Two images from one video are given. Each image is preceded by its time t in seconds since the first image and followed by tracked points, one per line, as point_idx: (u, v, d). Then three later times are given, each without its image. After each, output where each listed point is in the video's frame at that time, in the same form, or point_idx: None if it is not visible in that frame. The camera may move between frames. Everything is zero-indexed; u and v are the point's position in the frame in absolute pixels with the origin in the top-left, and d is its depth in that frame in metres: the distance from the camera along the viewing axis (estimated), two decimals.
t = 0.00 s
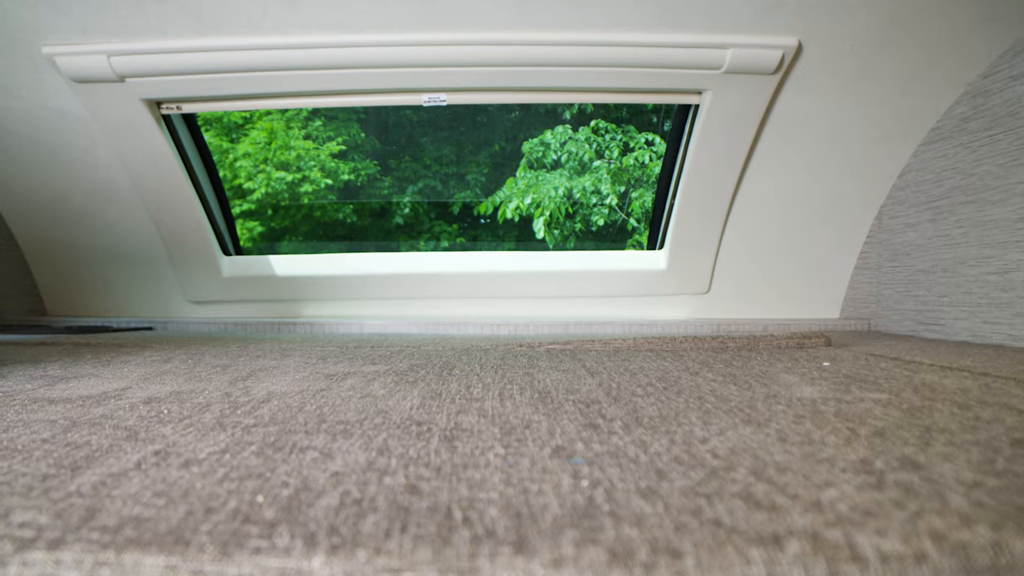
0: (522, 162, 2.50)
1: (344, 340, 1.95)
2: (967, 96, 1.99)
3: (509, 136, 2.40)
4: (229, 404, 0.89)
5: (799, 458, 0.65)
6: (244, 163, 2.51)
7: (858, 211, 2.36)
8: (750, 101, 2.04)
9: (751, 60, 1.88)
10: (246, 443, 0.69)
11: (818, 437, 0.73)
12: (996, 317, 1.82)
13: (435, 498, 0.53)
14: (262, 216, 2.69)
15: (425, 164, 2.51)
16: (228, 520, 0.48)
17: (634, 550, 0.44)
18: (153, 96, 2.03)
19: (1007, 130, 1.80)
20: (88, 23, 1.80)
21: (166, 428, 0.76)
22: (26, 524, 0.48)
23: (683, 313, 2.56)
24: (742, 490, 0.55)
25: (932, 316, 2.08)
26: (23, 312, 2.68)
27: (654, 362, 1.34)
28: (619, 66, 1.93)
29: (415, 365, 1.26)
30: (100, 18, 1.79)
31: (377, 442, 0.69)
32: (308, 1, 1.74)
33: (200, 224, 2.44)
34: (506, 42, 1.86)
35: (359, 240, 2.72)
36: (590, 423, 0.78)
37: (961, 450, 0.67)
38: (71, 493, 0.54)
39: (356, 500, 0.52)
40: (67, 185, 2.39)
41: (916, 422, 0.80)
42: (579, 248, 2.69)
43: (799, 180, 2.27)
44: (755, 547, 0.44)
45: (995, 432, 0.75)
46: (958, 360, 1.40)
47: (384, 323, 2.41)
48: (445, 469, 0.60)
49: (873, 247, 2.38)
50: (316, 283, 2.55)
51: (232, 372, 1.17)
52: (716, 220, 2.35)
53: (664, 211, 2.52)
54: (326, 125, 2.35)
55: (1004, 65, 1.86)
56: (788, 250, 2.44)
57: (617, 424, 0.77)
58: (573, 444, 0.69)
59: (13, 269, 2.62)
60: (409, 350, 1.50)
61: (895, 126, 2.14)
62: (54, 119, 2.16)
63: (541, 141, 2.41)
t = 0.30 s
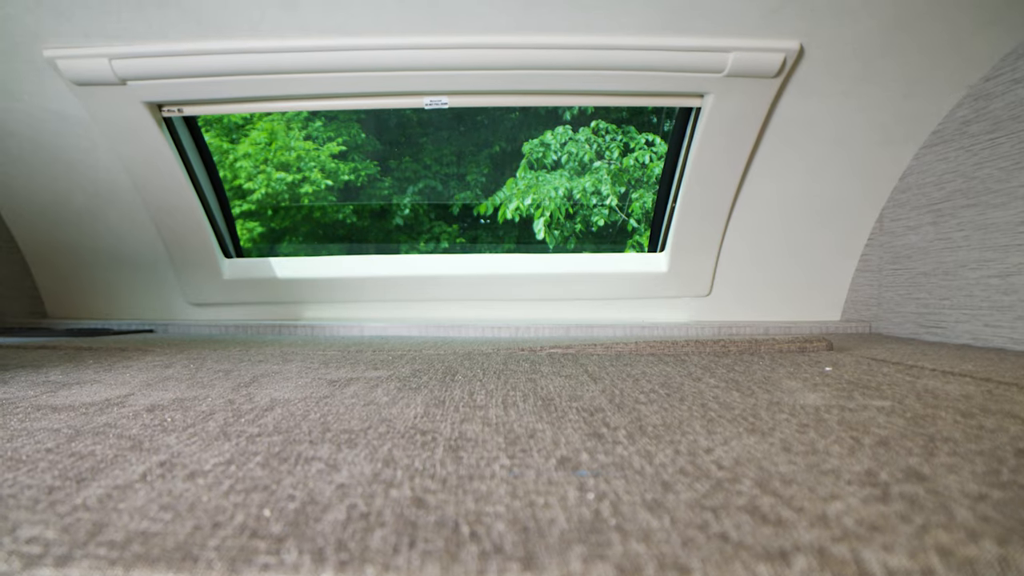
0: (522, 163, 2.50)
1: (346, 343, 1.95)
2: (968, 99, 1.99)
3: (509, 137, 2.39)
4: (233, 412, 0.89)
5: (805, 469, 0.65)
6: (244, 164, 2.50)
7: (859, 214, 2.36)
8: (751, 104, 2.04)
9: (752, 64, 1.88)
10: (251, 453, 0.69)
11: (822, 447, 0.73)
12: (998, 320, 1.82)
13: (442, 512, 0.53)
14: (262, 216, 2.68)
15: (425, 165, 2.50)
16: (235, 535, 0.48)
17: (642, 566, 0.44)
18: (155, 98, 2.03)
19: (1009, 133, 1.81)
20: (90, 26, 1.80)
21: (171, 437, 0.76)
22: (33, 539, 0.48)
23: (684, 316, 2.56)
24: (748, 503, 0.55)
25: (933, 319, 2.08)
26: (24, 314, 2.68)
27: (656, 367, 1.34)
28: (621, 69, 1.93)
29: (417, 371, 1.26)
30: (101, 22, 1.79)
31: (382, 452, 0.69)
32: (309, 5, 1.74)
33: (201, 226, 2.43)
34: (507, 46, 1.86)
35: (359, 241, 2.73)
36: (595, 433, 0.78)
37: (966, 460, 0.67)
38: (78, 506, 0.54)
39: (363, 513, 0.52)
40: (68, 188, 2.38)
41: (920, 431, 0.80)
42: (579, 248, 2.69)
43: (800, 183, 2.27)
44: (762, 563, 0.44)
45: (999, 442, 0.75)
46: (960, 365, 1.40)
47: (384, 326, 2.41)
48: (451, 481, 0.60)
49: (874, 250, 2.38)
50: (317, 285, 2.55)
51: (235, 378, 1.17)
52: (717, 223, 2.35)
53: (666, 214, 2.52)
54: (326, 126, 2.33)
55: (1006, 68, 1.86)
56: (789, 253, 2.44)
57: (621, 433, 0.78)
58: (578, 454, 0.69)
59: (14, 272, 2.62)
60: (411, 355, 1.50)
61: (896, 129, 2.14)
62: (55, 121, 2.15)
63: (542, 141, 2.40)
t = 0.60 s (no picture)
0: (522, 164, 2.49)
1: (348, 346, 1.95)
2: (970, 101, 1.99)
3: (510, 137, 2.38)
4: (236, 420, 0.89)
5: (810, 481, 0.65)
6: (244, 164, 2.49)
7: (861, 216, 2.36)
8: (753, 106, 2.03)
9: (754, 68, 1.88)
10: (256, 464, 0.69)
11: (827, 457, 0.73)
12: (999, 324, 1.82)
13: (448, 525, 0.53)
14: (262, 217, 2.68)
15: (425, 165, 2.50)
16: (242, 551, 0.48)
17: None
18: (156, 101, 2.03)
19: (1011, 136, 1.81)
20: (91, 29, 1.80)
21: (175, 446, 0.76)
22: (40, 554, 0.48)
23: (685, 318, 2.56)
24: (753, 516, 0.55)
25: (934, 322, 2.09)
26: (25, 317, 2.68)
27: (658, 372, 1.34)
28: (621, 73, 1.93)
29: (420, 376, 1.25)
30: (103, 25, 1.78)
31: (387, 463, 0.69)
32: (311, 8, 1.73)
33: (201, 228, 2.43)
34: (508, 48, 1.86)
35: (360, 241, 2.74)
36: (599, 442, 0.78)
37: (970, 471, 0.67)
38: (85, 520, 0.54)
39: (370, 527, 0.52)
40: (68, 190, 2.38)
41: (924, 440, 0.80)
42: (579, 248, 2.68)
43: (802, 185, 2.27)
44: None
45: (1003, 451, 0.75)
46: (962, 369, 1.40)
47: (386, 328, 2.41)
48: (456, 493, 0.60)
49: (875, 252, 2.38)
50: (317, 288, 2.55)
51: (238, 384, 1.17)
52: (719, 225, 2.35)
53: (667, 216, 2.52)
54: (326, 127, 2.32)
55: (1007, 72, 1.86)
56: (791, 255, 2.44)
57: (626, 442, 0.78)
58: (583, 465, 0.69)
59: (14, 274, 2.62)
60: (412, 360, 1.50)
61: (898, 131, 2.13)
62: (55, 124, 2.15)
63: (542, 142, 2.39)
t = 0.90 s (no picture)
0: (522, 164, 2.49)
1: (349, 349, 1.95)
2: (971, 104, 1.99)
3: (510, 137, 2.38)
4: (240, 428, 0.89)
5: (815, 492, 0.65)
6: (245, 165, 2.49)
7: (862, 218, 2.36)
8: (754, 110, 2.03)
9: (756, 71, 1.88)
10: (261, 474, 0.69)
11: (831, 466, 0.73)
12: (1000, 327, 1.83)
13: (455, 539, 0.53)
14: (262, 217, 2.67)
15: (425, 166, 2.49)
16: (249, 566, 0.48)
17: None
18: (157, 104, 2.02)
19: (1012, 140, 1.80)
20: (92, 32, 1.80)
21: (179, 456, 0.76)
22: (47, 570, 0.48)
23: (686, 320, 2.56)
24: (759, 529, 0.55)
25: (936, 325, 2.09)
26: (25, 319, 2.68)
27: (661, 377, 1.34)
28: (622, 76, 1.93)
29: (422, 381, 1.25)
30: (103, 28, 1.78)
31: (392, 473, 0.69)
32: (312, 12, 1.73)
33: (202, 230, 2.43)
34: (510, 51, 1.86)
35: (360, 241, 2.73)
36: (603, 451, 0.78)
37: (975, 482, 0.67)
38: (91, 534, 0.54)
39: (377, 541, 0.52)
40: (69, 192, 2.38)
41: (928, 449, 0.80)
42: (579, 249, 2.67)
43: (803, 187, 2.27)
44: None
45: (1007, 460, 0.75)
46: (963, 374, 1.40)
47: (386, 331, 2.41)
48: (462, 505, 0.60)
49: (877, 254, 2.38)
50: (318, 290, 2.55)
51: (240, 390, 1.17)
52: (720, 227, 2.35)
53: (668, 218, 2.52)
54: (326, 127, 2.32)
55: (1009, 75, 1.85)
56: (793, 257, 2.44)
57: (630, 452, 0.78)
58: (588, 475, 0.69)
59: (15, 277, 2.62)
60: (415, 364, 1.50)
61: (900, 134, 2.13)
62: (57, 127, 2.15)
63: (542, 143, 2.39)
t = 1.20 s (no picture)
0: (522, 165, 2.48)
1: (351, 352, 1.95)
2: (973, 108, 1.99)
3: (510, 137, 2.37)
4: (244, 436, 0.89)
5: (820, 503, 0.65)
6: (245, 166, 2.48)
7: (863, 221, 2.36)
8: (755, 113, 2.03)
9: (757, 74, 1.88)
10: (266, 485, 0.69)
11: (835, 476, 0.73)
12: (1002, 330, 1.83)
13: (461, 553, 0.53)
14: (262, 218, 2.67)
15: (425, 166, 2.49)
16: None
17: None
18: (158, 107, 2.02)
19: (1014, 143, 1.80)
20: (93, 35, 1.79)
21: (183, 466, 0.76)
22: None
23: (687, 323, 2.56)
24: (765, 542, 0.55)
25: (937, 327, 2.09)
26: (26, 321, 2.68)
27: (663, 382, 1.34)
28: (624, 80, 1.93)
29: (425, 387, 1.25)
30: (105, 32, 1.78)
31: (396, 483, 0.69)
32: (314, 16, 1.73)
33: (203, 232, 2.43)
34: (511, 54, 1.86)
35: (360, 242, 2.73)
36: (608, 460, 0.78)
37: (979, 493, 0.67)
38: (97, 548, 0.54)
39: (383, 555, 0.52)
40: (70, 194, 2.38)
41: (932, 457, 0.80)
42: (579, 249, 2.68)
43: (805, 190, 2.27)
44: None
45: (1011, 470, 0.75)
46: (965, 378, 1.41)
47: (388, 333, 2.41)
48: (467, 517, 0.60)
49: (878, 257, 2.38)
50: (319, 293, 2.55)
51: (243, 396, 1.17)
52: (721, 230, 2.35)
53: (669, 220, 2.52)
54: (326, 128, 2.32)
55: (1011, 79, 1.85)
56: (794, 259, 2.44)
57: (634, 461, 0.78)
58: (592, 485, 0.69)
59: (15, 279, 2.62)
60: (416, 369, 1.50)
61: (901, 137, 2.13)
62: (58, 129, 2.15)
63: (542, 144, 2.39)
